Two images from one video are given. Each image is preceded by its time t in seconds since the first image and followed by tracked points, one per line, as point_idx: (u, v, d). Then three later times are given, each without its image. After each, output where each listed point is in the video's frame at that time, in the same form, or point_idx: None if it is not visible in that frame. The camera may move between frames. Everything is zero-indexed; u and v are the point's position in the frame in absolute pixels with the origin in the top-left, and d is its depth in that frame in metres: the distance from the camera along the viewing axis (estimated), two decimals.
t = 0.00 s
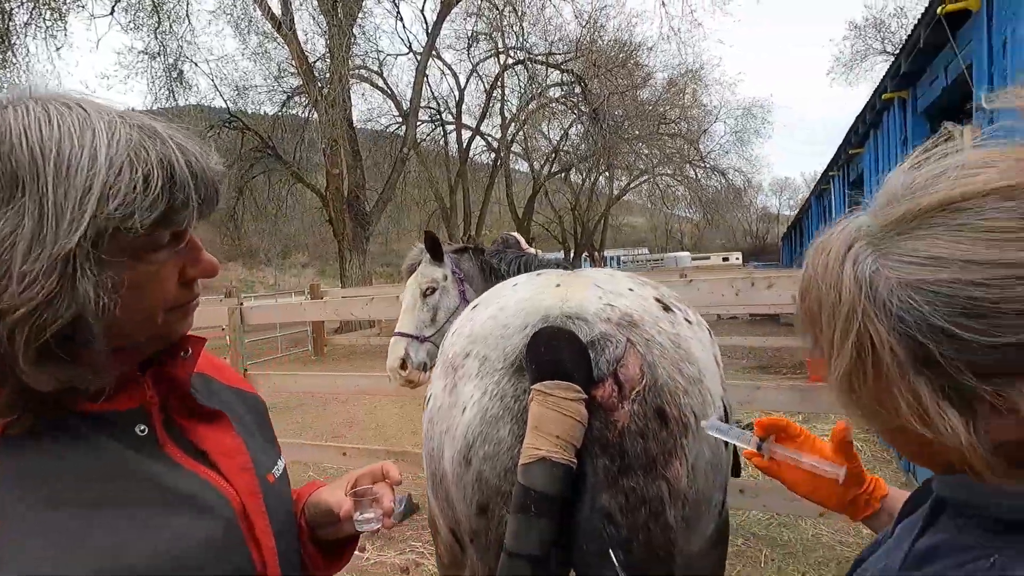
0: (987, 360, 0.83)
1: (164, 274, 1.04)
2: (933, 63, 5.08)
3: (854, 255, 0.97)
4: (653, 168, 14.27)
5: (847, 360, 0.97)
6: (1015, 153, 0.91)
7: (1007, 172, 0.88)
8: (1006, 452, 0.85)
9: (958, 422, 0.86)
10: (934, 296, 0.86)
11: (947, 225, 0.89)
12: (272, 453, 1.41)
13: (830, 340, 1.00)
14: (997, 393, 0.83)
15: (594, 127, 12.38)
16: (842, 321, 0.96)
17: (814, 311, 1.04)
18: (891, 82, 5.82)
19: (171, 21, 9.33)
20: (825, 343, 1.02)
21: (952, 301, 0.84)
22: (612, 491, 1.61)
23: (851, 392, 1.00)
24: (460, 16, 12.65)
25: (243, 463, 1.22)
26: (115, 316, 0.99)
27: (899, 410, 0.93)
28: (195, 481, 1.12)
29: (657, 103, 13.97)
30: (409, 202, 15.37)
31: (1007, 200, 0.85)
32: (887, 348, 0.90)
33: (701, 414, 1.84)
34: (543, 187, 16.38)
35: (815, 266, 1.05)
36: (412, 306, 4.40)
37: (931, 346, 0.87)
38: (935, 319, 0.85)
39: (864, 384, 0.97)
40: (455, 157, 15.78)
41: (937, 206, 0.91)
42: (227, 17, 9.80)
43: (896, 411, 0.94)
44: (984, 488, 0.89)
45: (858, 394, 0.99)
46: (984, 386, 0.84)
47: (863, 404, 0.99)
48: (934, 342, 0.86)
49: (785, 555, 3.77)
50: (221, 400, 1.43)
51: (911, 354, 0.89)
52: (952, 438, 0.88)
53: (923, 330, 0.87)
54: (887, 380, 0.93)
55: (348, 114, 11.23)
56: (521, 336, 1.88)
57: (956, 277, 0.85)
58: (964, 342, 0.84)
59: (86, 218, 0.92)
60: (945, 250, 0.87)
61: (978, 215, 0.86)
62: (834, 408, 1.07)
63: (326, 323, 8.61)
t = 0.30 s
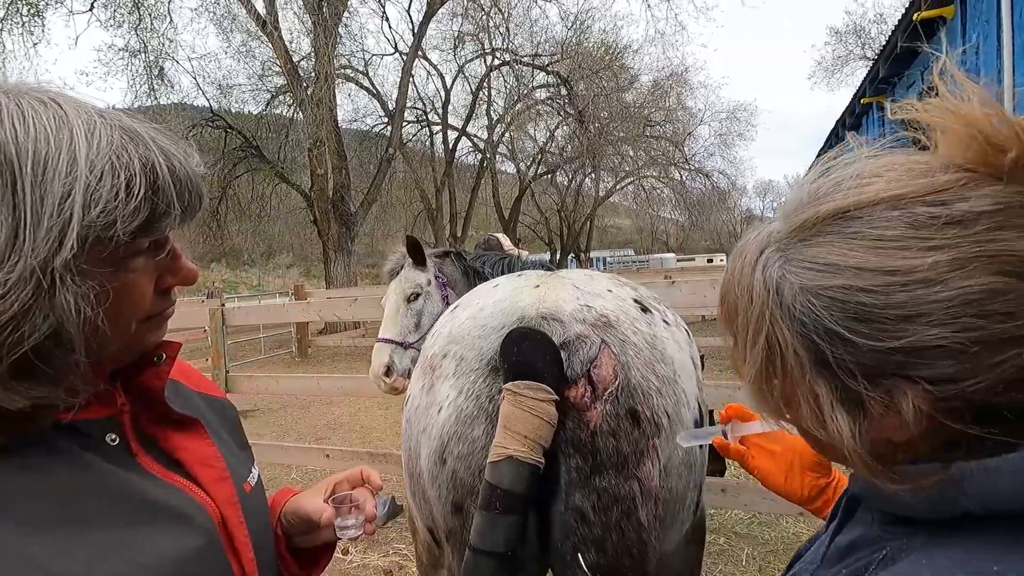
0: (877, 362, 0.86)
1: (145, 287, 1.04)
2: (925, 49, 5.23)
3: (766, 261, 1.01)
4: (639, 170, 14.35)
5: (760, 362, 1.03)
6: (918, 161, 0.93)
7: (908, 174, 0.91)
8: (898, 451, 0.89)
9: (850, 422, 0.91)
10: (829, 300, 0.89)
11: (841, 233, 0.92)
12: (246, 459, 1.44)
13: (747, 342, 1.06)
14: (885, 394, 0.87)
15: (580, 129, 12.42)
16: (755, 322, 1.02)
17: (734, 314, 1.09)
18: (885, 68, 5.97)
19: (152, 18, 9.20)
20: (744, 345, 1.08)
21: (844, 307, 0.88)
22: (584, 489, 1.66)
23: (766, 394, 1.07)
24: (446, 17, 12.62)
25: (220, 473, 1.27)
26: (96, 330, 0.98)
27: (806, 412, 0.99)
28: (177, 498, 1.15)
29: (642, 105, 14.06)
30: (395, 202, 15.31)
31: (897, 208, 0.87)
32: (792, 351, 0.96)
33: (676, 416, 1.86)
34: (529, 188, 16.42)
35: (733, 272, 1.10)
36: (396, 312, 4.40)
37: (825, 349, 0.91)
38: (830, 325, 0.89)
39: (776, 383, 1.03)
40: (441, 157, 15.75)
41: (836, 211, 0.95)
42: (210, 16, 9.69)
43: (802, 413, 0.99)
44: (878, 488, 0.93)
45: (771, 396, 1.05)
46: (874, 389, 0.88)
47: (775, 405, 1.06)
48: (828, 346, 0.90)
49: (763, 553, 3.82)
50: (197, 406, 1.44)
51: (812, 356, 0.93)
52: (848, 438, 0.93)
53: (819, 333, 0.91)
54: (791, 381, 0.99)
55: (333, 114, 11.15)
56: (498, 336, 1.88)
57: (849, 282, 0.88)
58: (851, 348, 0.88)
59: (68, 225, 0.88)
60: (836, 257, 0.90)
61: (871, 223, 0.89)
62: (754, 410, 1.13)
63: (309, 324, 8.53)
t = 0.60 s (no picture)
0: (782, 380, 0.93)
1: (180, 298, 1.09)
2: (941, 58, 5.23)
3: (702, 274, 1.07)
4: (649, 175, 14.32)
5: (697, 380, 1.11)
6: (842, 182, 0.99)
7: (831, 194, 0.96)
8: (812, 471, 0.97)
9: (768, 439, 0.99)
10: (742, 318, 0.96)
11: (754, 254, 0.97)
12: (276, 458, 1.49)
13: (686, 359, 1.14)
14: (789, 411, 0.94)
15: (591, 134, 12.41)
16: (691, 332, 1.09)
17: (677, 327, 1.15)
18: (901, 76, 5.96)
19: (169, 20, 9.31)
20: (684, 358, 1.15)
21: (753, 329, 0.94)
22: (603, 497, 1.68)
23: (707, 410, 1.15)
24: (459, 21, 12.67)
25: (248, 472, 1.31)
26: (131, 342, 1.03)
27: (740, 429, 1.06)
28: (207, 495, 1.20)
29: (653, 111, 14.04)
30: (405, 205, 15.37)
31: (804, 232, 0.93)
32: (718, 368, 1.04)
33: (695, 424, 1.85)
34: (539, 192, 16.43)
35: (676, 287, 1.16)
36: (412, 323, 4.49)
37: (739, 366, 0.98)
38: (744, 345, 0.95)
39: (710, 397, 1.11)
40: (452, 161, 15.80)
41: (751, 232, 1.00)
42: (225, 18, 9.78)
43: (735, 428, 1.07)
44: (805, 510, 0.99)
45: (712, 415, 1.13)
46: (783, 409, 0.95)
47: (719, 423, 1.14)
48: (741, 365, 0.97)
49: (771, 562, 3.80)
50: (234, 402, 1.50)
51: (733, 374, 1.00)
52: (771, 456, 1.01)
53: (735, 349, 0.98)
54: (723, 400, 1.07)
55: (345, 116, 11.21)
56: (517, 342, 1.89)
57: (758, 303, 0.94)
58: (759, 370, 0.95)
59: (110, 245, 0.94)
60: (749, 278, 0.96)
61: (782, 244, 0.94)
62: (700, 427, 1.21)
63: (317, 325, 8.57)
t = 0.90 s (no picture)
0: (765, 389, 0.93)
1: (221, 320, 1.18)
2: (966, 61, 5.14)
3: (698, 278, 1.06)
4: (662, 178, 14.26)
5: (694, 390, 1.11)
6: (835, 191, 0.97)
7: (823, 203, 0.95)
8: (802, 481, 0.97)
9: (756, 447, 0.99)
10: (729, 325, 0.96)
11: (743, 261, 0.97)
12: (312, 455, 1.54)
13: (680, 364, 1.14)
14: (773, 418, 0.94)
15: (604, 136, 12.37)
16: (683, 335, 1.09)
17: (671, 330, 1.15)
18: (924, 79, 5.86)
19: (188, 21, 9.42)
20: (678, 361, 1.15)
21: (738, 336, 0.94)
22: (619, 500, 1.67)
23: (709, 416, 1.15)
24: (473, 23, 12.71)
25: (280, 473, 1.35)
26: (176, 365, 1.13)
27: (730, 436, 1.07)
28: (243, 493, 1.28)
29: (668, 114, 13.99)
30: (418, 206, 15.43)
31: (791, 241, 0.92)
32: (708, 374, 1.04)
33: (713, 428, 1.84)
34: (551, 195, 16.43)
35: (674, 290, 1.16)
36: (427, 327, 4.58)
37: (728, 373, 0.98)
38: (731, 351, 0.96)
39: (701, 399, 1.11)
40: (465, 162, 15.84)
41: (739, 239, 1.00)
42: (243, 19, 9.89)
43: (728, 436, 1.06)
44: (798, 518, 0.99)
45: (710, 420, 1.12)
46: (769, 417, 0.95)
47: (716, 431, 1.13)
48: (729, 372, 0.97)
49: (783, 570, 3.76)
50: (275, 400, 1.55)
51: (721, 379, 1.00)
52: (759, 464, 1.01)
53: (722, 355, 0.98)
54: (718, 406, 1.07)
55: (360, 117, 11.27)
56: (534, 344, 1.90)
57: (742, 311, 0.94)
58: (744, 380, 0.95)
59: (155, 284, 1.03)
60: (737, 285, 0.96)
61: (770, 251, 0.94)
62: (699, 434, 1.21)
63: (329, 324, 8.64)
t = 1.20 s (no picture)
0: (782, 387, 0.92)
1: (194, 334, 1.18)
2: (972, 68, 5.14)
3: (715, 277, 1.05)
4: (666, 182, 14.24)
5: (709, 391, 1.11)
6: (854, 191, 0.96)
7: (840, 204, 0.95)
8: (817, 484, 0.96)
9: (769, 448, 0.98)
10: (745, 323, 0.95)
11: (760, 260, 0.97)
12: (297, 456, 1.54)
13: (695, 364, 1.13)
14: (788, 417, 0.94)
15: (609, 139, 12.39)
16: (697, 332, 1.09)
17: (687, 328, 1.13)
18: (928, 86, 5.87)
19: (195, 22, 9.45)
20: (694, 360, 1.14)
21: (754, 335, 0.94)
22: (627, 505, 1.66)
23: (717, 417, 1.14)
24: (478, 26, 12.73)
25: (255, 470, 1.36)
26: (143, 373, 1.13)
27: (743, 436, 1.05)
28: (214, 493, 1.27)
29: (672, 117, 13.98)
30: (421, 208, 15.45)
31: (809, 239, 0.92)
32: (723, 372, 1.03)
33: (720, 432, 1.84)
34: (555, 197, 16.42)
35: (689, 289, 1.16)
36: (432, 335, 4.59)
37: (741, 372, 0.97)
38: (746, 350, 0.95)
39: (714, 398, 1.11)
40: (468, 165, 15.86)
41: (758, 236, 1.00)
42: (249, 21, 9.93)
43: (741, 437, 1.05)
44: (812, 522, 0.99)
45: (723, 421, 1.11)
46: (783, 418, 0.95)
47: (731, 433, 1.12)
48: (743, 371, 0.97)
49: (788, 575, 3.74)
50: (259, 401, 1.55)
51: (738, 378, 0.99)
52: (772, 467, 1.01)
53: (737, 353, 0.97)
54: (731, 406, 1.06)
55: (364, 119, 11.30)
56: (542, 347, 1.90)
57: (757, 309, 0.94)
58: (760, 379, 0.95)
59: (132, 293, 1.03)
60: (753, 284, 0.96)
61: (788, 251, 0.94)
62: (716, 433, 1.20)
63: (333, 326, 8.66)
